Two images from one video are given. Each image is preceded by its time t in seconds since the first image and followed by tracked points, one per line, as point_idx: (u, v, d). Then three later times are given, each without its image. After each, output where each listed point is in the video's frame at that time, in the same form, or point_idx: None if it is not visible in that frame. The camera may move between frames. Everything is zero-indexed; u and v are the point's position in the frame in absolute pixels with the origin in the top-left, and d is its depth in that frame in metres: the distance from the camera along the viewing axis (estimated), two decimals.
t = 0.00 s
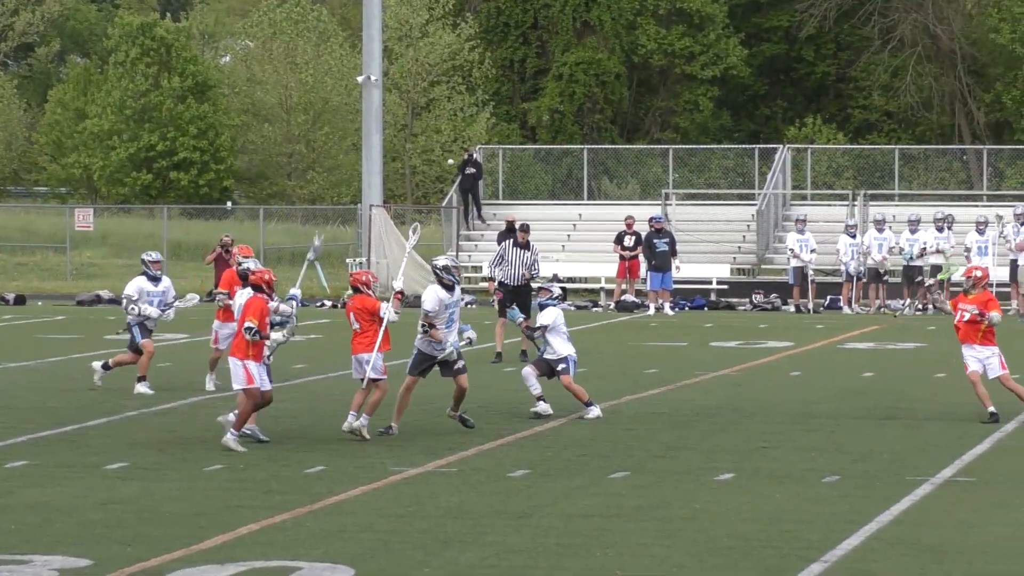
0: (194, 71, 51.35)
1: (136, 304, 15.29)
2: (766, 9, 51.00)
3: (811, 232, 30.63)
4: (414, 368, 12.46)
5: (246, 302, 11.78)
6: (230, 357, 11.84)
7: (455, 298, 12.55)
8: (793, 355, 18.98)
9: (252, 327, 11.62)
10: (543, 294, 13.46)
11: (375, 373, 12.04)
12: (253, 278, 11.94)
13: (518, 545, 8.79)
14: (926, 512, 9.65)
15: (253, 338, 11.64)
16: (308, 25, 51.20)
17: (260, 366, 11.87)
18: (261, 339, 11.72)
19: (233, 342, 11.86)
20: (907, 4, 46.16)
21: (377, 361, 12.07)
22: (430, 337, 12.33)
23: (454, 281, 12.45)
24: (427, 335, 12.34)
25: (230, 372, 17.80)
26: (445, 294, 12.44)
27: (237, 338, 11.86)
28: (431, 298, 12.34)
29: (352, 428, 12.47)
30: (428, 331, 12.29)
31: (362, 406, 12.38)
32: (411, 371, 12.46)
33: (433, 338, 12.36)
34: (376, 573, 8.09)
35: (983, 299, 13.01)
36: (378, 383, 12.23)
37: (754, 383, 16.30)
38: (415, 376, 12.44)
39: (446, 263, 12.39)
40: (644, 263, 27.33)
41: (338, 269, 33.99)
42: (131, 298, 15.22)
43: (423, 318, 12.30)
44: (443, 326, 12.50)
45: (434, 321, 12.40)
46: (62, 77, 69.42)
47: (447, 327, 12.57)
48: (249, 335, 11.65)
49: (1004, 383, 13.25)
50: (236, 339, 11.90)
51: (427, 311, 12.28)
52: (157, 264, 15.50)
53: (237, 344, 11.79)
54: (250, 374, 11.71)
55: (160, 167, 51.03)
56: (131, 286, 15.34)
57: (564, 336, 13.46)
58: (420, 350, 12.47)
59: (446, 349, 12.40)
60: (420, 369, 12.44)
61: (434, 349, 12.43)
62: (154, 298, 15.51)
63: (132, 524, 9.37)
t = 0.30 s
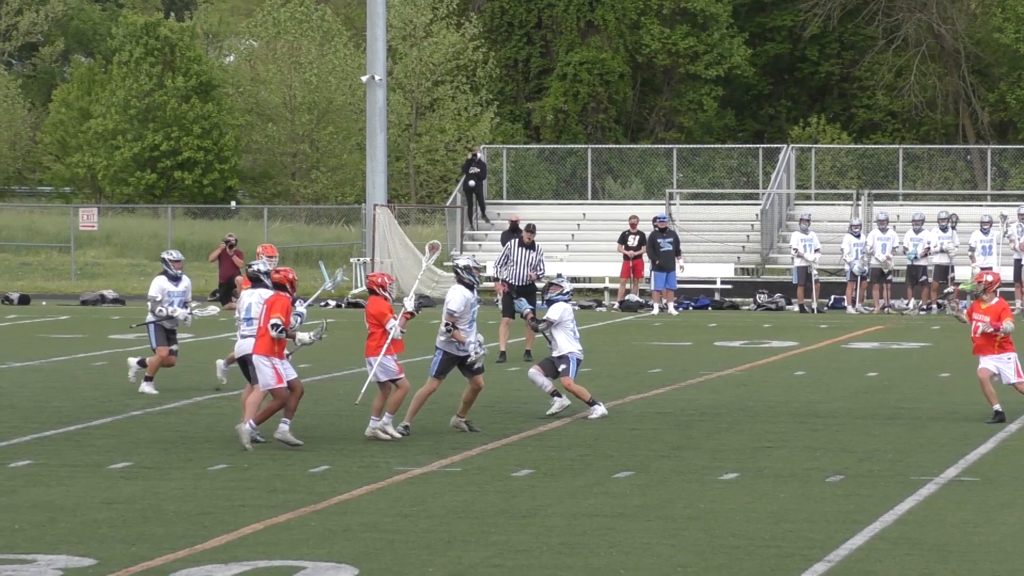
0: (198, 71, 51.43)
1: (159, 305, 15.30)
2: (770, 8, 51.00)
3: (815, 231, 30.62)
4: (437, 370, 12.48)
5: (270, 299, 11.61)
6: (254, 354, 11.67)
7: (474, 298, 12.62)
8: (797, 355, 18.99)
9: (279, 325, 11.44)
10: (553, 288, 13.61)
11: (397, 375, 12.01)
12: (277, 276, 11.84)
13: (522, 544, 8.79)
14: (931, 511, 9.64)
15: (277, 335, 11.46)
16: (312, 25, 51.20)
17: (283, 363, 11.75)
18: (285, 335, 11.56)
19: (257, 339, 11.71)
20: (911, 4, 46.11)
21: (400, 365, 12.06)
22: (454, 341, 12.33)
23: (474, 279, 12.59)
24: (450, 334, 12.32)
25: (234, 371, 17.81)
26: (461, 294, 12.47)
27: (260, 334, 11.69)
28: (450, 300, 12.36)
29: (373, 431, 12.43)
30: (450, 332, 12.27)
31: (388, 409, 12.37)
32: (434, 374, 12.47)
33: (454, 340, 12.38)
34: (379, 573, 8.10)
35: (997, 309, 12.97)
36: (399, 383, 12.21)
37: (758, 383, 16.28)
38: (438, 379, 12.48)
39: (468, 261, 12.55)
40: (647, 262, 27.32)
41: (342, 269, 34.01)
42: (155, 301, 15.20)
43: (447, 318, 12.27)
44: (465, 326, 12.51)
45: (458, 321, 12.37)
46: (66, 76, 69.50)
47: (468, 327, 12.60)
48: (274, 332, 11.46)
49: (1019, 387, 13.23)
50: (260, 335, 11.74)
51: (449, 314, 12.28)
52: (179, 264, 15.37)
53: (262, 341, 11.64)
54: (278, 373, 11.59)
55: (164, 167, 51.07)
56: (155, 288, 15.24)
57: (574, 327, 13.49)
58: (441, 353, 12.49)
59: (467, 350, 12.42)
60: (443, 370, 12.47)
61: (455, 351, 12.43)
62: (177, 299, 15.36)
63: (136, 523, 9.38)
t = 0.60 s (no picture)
0: (203, 71, 51.40)
1: (185, 303, 15.32)
2: (775, 8, 50.97)
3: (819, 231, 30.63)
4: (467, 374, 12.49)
5: (298, 304, 11.62)
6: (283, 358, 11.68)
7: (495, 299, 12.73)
8: (801, 354, 18.99)
9: (309, 329, 11.48)
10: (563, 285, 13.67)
11: (415, 379, 11.86)
12: (302, 279, 11.71)
13: (527, 544, 8.79)
14: (935, 511, 9.63)
15: (306, 339, 11.50)
16: (316, 24, 51.19)
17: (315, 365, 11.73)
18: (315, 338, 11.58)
19: (284, 344, 11.69)
20: (915, 3, 46.01)
21: (415, 369, 11.90)
22: (484, 344, 12.46)
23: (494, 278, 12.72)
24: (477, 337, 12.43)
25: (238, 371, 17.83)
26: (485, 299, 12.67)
27: (288, 339, 11.69)
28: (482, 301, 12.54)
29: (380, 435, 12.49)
30: (479, 332, 12.37)
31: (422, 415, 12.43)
32: (471, 380, 12.48)
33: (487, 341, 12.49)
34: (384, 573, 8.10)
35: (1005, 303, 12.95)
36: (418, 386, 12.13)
37: (762, 383, 16.27)
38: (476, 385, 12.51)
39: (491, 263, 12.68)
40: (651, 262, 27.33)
41: (347, 268, 34.04)
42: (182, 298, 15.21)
43: (477, 318, 12.38)
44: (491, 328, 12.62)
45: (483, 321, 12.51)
46: (70, 76, 69.54)
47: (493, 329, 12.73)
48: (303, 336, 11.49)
49: None
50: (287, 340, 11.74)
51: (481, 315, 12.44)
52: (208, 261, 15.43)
53: (292, 346, 11.64)
54: (311, 374, 11.59)
55: (168, 167, 51.09)
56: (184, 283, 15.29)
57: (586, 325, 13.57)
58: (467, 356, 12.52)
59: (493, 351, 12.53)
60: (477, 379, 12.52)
61: (484, 353, 12.53)
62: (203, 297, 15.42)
63: (140, 523, 9.39)
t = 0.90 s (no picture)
0: (202, 70, 51.39)
1: (204, 300, 15.27)
2: (774, 8, 50.98)
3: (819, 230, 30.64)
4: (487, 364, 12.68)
5: (316, 313, 11.57)
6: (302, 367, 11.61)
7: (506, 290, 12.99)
8: (801, 354, 19.00)
9: (328, 338, 11.41)
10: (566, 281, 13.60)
11: (423, 384, 11.80)
12: (317, 286, 11.70)
13: (525, 544, 8.80)
14: (934, 511, 9.63)
15: (326, 349, 11.41)
16: (316, 24, 51.17)
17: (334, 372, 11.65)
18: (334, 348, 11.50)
19: (304, 353, 11.62)
20: (916, 3, 45.97)
21: (426, 374, 11.83)
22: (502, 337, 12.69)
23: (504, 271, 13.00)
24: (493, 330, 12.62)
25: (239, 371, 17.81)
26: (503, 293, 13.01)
27: (307, 348, 11.65)
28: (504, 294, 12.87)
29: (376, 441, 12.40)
30: (496, 324, 12.57)
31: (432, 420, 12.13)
32: (495, 374, 12.68)
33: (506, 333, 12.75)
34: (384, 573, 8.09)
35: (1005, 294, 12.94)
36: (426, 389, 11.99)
37: (762, 383, 16.26)
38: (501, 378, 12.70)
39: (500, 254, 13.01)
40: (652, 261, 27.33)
41: (346, 268, 34.02)
42: (201, 293, 15.17)
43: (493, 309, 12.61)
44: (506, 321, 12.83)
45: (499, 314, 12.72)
46: (70, 76, 69.53)
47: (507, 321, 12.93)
48: (323, 345, 11.42)
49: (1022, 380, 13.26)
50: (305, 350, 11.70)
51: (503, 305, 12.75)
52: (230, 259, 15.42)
53: (313, 354, 11.56)
54: (334, 380, 11.49)
55: (168, 167, 51.09)
56: (204, 280, 15.24)
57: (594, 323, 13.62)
58: (483, 346, 12.67)
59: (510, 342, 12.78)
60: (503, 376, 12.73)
61: (501, 346, 12.72)
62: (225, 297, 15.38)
63: (140, 523, 9.38)
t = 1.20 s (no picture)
0: (199, 70, 51.41)
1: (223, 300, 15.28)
2: (771, 7, 51.00)
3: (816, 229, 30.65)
4: (505, 357, 12.72)
5: (333, 321, 11.53)
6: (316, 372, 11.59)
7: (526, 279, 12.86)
8: (798, 353, 19.00)
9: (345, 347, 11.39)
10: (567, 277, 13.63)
11: (435, 383, 11.83)
12: (333, 292, 11.59)
13: (522, 542, 8.80)
14: (930, 510, 9.64)
15: (344, 357, 11.47)
16: (313, 23, 51.16)
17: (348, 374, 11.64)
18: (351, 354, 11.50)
19: (318, 358, 11.57)
20: (913, 2, 45.93)
21: (437, 372, 11.87)
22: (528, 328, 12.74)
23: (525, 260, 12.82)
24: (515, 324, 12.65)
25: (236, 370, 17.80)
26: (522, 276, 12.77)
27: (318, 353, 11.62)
28: (524, 283, 12.64)
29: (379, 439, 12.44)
30: (519, 318, 12.55)
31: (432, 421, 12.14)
32: (519, 363, 12.74)
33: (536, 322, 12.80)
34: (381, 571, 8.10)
35: (1001, 288, 12.94)
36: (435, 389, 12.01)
37: (759, 382, 16.26)
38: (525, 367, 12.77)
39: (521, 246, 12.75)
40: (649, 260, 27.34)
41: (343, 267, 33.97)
42: (220, 294, 15.15)
43: (516, 303, 12.53)
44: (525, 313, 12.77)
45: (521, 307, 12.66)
46: (67, 75, 69.50)
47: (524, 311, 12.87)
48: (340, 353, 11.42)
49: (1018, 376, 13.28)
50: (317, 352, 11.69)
51: (528, 297, 12.63)
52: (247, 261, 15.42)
53: (327, 359, 11.54)
54: (349, 382, 11.49)
55: (165, 166, 51.08)
56: (223, 281, 15.24)
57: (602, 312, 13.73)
58: (505, 339, 12.70)
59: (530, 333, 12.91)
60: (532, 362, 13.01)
61: (521, 336, 12.78)
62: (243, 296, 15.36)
63: (137, 521, 9.38)
